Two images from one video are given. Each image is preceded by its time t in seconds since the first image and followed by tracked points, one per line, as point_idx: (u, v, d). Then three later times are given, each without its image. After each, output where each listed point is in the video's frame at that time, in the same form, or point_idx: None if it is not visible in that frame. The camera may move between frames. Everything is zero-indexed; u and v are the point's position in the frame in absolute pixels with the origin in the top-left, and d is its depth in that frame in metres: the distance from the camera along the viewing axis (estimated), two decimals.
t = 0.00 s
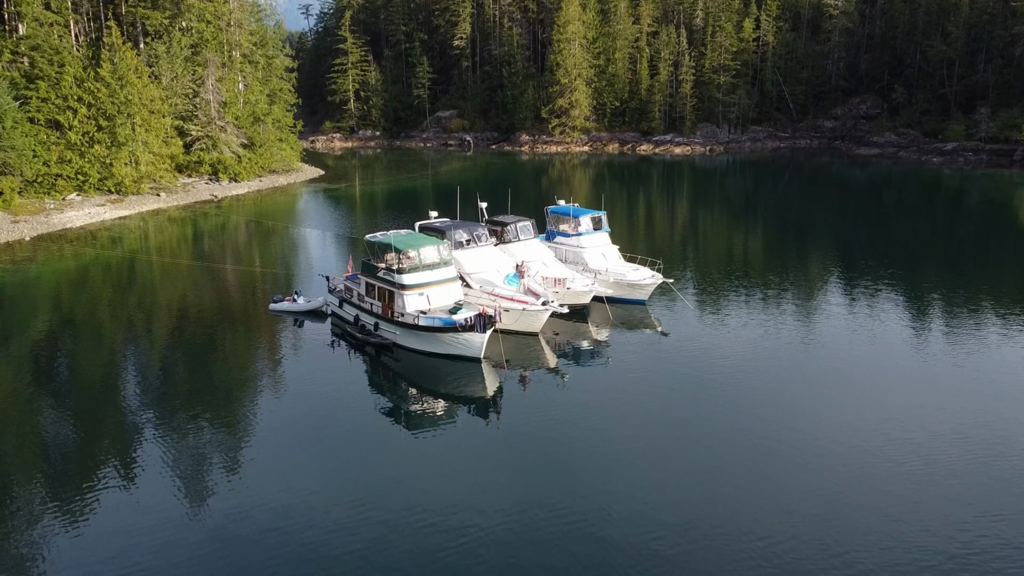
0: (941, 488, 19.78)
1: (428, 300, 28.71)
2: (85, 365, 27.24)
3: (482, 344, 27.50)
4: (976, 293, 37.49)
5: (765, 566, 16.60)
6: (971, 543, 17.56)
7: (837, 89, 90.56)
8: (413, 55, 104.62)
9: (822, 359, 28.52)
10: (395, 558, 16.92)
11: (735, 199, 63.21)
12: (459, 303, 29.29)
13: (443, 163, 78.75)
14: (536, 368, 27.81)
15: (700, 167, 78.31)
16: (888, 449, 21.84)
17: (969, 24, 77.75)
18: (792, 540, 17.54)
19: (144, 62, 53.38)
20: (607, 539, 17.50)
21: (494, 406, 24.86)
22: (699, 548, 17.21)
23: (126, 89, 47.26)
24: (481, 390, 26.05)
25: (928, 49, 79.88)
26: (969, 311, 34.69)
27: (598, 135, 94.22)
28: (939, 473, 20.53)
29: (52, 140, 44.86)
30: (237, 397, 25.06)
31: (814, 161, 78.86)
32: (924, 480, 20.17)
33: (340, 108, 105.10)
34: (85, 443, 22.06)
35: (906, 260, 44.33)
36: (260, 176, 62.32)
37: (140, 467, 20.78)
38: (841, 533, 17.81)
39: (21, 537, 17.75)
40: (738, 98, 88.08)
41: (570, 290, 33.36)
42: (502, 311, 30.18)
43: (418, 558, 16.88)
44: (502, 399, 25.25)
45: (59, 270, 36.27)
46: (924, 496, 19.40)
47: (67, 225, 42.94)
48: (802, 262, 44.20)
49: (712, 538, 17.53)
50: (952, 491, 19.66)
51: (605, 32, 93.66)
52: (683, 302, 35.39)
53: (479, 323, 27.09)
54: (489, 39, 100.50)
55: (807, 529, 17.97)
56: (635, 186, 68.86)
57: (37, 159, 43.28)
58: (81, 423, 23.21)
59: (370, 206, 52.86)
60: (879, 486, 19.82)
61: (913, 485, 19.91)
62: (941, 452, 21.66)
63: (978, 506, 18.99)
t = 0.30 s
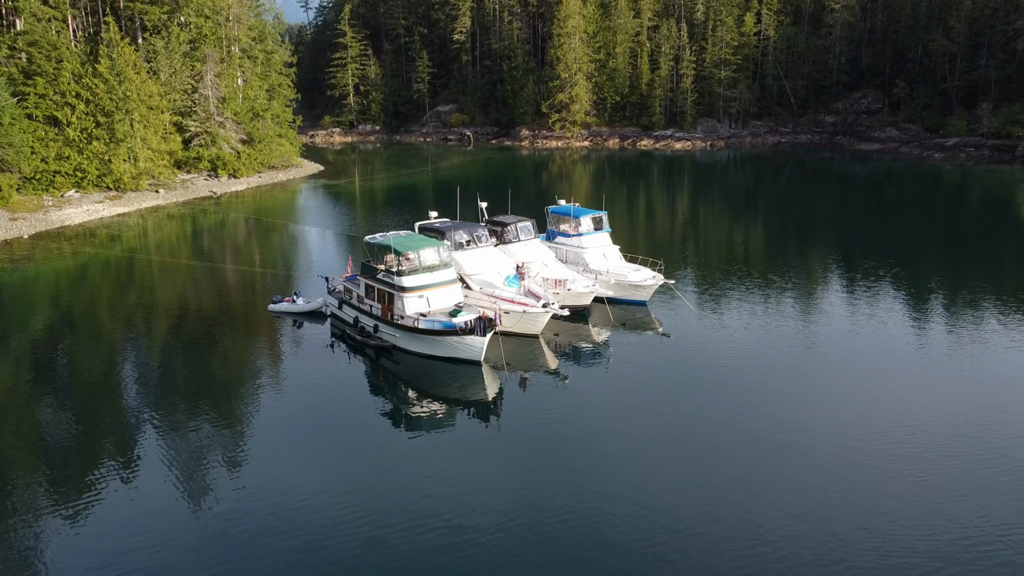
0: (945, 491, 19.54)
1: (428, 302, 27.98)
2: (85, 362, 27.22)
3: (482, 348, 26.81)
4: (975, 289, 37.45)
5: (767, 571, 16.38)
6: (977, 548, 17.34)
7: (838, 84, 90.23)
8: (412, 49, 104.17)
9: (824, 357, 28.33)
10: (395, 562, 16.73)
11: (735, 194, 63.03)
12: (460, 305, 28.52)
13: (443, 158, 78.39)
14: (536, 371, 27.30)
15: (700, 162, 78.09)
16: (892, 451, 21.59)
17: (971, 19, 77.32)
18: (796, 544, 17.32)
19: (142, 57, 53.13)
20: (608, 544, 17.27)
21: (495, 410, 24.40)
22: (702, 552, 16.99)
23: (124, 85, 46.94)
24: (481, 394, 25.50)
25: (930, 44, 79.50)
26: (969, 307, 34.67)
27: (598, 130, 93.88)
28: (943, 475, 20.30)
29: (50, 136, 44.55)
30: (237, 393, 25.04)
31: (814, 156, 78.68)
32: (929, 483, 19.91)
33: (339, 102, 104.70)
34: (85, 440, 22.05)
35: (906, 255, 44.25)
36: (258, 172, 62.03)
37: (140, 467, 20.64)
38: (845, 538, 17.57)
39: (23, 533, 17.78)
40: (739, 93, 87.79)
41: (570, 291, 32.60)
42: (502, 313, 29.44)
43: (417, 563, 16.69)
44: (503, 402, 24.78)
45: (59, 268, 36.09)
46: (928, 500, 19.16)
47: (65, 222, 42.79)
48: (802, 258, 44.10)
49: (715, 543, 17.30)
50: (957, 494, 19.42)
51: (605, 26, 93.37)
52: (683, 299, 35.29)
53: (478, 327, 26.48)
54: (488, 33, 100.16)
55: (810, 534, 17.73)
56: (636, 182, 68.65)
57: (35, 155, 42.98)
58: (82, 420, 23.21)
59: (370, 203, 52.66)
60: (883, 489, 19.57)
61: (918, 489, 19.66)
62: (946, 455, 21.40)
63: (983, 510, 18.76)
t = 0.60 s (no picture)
0: (951, 493, 19.15)
1: (428, 305, 27.25)
2: (84, 358, 27.18)
3: (482, 351, 26.15)
4: (976, 284, 37.30)
5: None
6: (983, 553, 16.97)
7: (839, 77, 89.87)
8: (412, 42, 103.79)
9: (825, 354, 28.09)
10: (392, 568, 16.39)
11: (736, 189, 62.76)
12: (460, 307, 27.76)
13: (442, 153, 78.05)
14: (536, 373, 26.67)
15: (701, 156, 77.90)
16: (897, 452, 21.18)
17: (974, 12, 76.82)
18: (802, 550, 16.95)
19: (140, 52, 52.94)
20: (605, 549, 16.91)
21: (496, 412, 23.84)
22: (706, 558, 16.62)
23: (122, 80, 46.70)
24: (481, 397, 24.93)
25: (932, 38, 79.05)
26: (970, 301, 34.68)
27: (598, 123, 93.49)
28: (950, 477, 19.89)
29: (47, 132, 44.36)
30: (237, 388, 24.99)
31: (815, 150, 78.44)
32: (935, 485, 19.51)
33: (339, 96, 104.38)
34: (84, 436, 22.01)
35: (907, 250, 44.06)
36: (257, 167, 61.80)
37: (137, 466, 20.44)
38: (849, 543, 17.20)
39: (23, 529, 17.77)
40: (740, 87, 87.48)
41: (571, 292, 31.75)
42: (502, 315, 28.75)
43: (414, 569, 16.33)
44: (505, 404, 24.20)
45: (57, 265, 35.96)
46: (933, 502, 18.77)
47: (64, 219, 42.74)
48: (803, 252, 44.09)
49: (719, 548, 16.94)
50: (963, 496, 19.03)
51: (606, 19, 93.07)
52: (684, 294, 35.27)
53: (479, 330, 25.93)
54: (488, 26, 99.82)
55: (812, 538, 17.36)
56: (636, 176, 68.39)
57: (32, 151, 42.85)
58: (81, 415, 23.19)
59: (370, 199, 52.40)
60: (887, 491, 19.18)
61: (923, 491, 19.26)
62: (952, 456, 21.00)
63: (990, 512, 18.39)
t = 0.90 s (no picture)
0: (963, 499, 18.64)
1: (428, 307, 26.36)
2: (83, 353, 27.07)
3: (483, 354, 25.26)
4: (976, 278, 37.28)
5: None
6: (993, 559, 16.59)
7: (840, 70, 89.43)
8: (411, 34, 103.32)
9: (828, 349, 27.85)
10: None
11: (737, 182, 62.57)
12: (460, 309, 26.83)
13: (442, 146, 77.63)
14: (537, 375, 25.85)
15: (701, 149, 77.55)
16: (904, 452, 20.81)
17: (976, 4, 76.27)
18: (812, 560, 16.46)
19: (137, 46, 52.70)
20: (608, 556, 16.55)
21: (496, 415, 23.28)
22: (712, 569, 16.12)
23: (120, 75, 46.40)
24: (481, 401, 24.20)
25: (934, 30, 78.55)
26: (969, 294, 34.62)
27: (598, 116, 93.04)
28: (962, 483, 19.38)
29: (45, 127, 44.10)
30: (236, 384, 24.83)
31: (816, 144, 78.07)
32: (943, 487, 19.15)
33: (338, 89, 103.99)
34: (83, 432, 21.91)
35: (906, 244, 44.01)
36: (256, 162, 61.52)
37: (137, 464, 20.27)
38: (855, 548, 16.85)
39: (23, 527, 17.69)
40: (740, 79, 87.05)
41: (571, 292, 30.49)
42: (502, 317, 27.74)
43: None
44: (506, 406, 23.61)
45: (55, 262, 35.75)
46: (941, 505, 18.41)
47: (61, 215, 42.50)
48: (803, 245, 43.99)
49: (726, 558, 16.45)
50: (976, 502, 18.53)
51: (606, 12, 92.70)
52: (685, 288, 35.00)
53: (479, 333, 25.01)
54: (488, 19, 99.41)
55: (819, 543, 16.98)
56: (636, 169, 67.97)
57: (29, 146, 42.62)
58: (80, 412, 23.08)
59: (369, 195, 52.05)
60: (898, 498, 18.67)
61: (932, 494, 18.88)
62: (959, 455, 20.63)
63: (1004, 519, 17.90)
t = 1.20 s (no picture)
0: (969, 502, 18.32)
1: (426, 309, 25.64)
2: (82, 348, 27.08)
3: (482, 357, 24.55)
4: (975, 271, 37.20)
5: None
6: (999, 564, 16.28)
7: (841, 62, 89.01)
8: (409, 26, 102.77)
9: (826, 343, 27.83)
10: None
11: (736, 175, 62.37)
12: (460, 311, 26.06)
13: (440, 140, 77.18)
14: (536, 377, 25.29)
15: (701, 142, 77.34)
16: (909, 455, 20.39)
17: None
18: (815, 567, 16.15)
19: (133, 39, 52.44)
20: (607, 566, 16.15)
21: (494, 418, 22.71)
22: None
23: (116, 69, 45.95)
24: (480, 404, 23.66)
25: (935, 23, 78.12)
26: (968, 288, 34.63)
27: (598, 109, 92.57)
28: (967, 485, 19.05)
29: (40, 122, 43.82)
30: (235, 378, 24.85)
31: (816, 137, 77.76)
32: (950, 492, 18.73)
33: (336, 81, 103.47)
34: (82, 426, 21.95)
35: (906, 238, 43.93)
36: (254, 156, 61.16)
37: (134, 465, 20.02)
38: (861, 558, 16.41)
39: (24, 521, 17.73)
40: (740, 72, 86.61)
41: (572, 293, 29.68)
42: (500, 318, 26.83)
43: None
44: (504, 410, 23.04)
45: (52, 258, 35.61)
46: (949, 510, 18.00)
47: (58, 211, 42.29)
48: (802, 238, 44.01)
49: (727, 566, 16.13)
50: (982, 505, 18.20)
51: (605, 4, 92.30)
52: (685, 282, 34.97)
53: (478, 336, 24.25)
54: (487, 10, 98.90)
55: (824, 553, 16.54)
56: (636, 163, 67.66)
57: (25, 141, 42.38)
58: (79, 406, 23.10)
59: (368, 190, 51.73)
60: (903, 501, 18.35)
61: (938, 498, 18.48)
62: (966, 457, 20.23)
63: (1011, 523, 17.56)
